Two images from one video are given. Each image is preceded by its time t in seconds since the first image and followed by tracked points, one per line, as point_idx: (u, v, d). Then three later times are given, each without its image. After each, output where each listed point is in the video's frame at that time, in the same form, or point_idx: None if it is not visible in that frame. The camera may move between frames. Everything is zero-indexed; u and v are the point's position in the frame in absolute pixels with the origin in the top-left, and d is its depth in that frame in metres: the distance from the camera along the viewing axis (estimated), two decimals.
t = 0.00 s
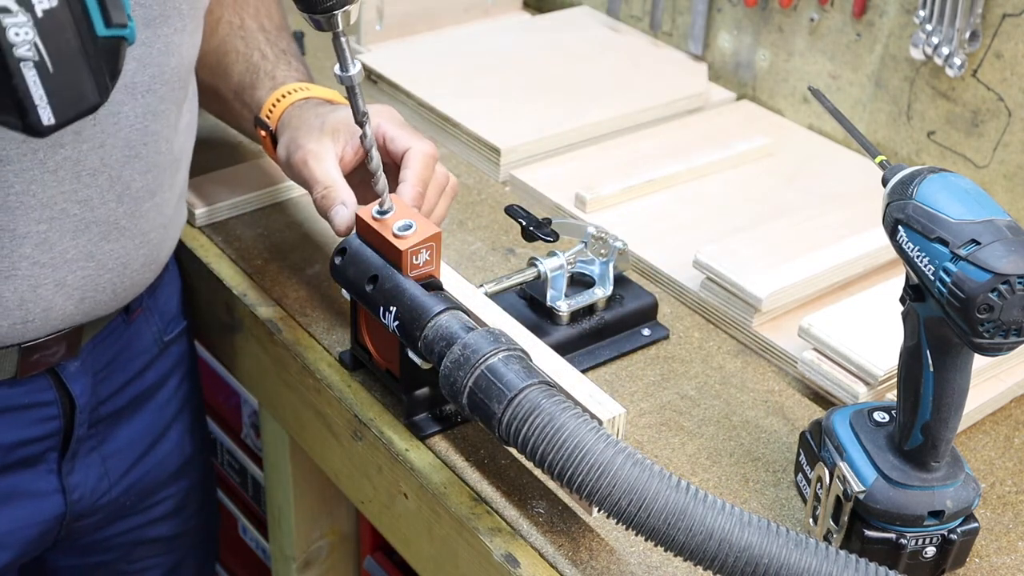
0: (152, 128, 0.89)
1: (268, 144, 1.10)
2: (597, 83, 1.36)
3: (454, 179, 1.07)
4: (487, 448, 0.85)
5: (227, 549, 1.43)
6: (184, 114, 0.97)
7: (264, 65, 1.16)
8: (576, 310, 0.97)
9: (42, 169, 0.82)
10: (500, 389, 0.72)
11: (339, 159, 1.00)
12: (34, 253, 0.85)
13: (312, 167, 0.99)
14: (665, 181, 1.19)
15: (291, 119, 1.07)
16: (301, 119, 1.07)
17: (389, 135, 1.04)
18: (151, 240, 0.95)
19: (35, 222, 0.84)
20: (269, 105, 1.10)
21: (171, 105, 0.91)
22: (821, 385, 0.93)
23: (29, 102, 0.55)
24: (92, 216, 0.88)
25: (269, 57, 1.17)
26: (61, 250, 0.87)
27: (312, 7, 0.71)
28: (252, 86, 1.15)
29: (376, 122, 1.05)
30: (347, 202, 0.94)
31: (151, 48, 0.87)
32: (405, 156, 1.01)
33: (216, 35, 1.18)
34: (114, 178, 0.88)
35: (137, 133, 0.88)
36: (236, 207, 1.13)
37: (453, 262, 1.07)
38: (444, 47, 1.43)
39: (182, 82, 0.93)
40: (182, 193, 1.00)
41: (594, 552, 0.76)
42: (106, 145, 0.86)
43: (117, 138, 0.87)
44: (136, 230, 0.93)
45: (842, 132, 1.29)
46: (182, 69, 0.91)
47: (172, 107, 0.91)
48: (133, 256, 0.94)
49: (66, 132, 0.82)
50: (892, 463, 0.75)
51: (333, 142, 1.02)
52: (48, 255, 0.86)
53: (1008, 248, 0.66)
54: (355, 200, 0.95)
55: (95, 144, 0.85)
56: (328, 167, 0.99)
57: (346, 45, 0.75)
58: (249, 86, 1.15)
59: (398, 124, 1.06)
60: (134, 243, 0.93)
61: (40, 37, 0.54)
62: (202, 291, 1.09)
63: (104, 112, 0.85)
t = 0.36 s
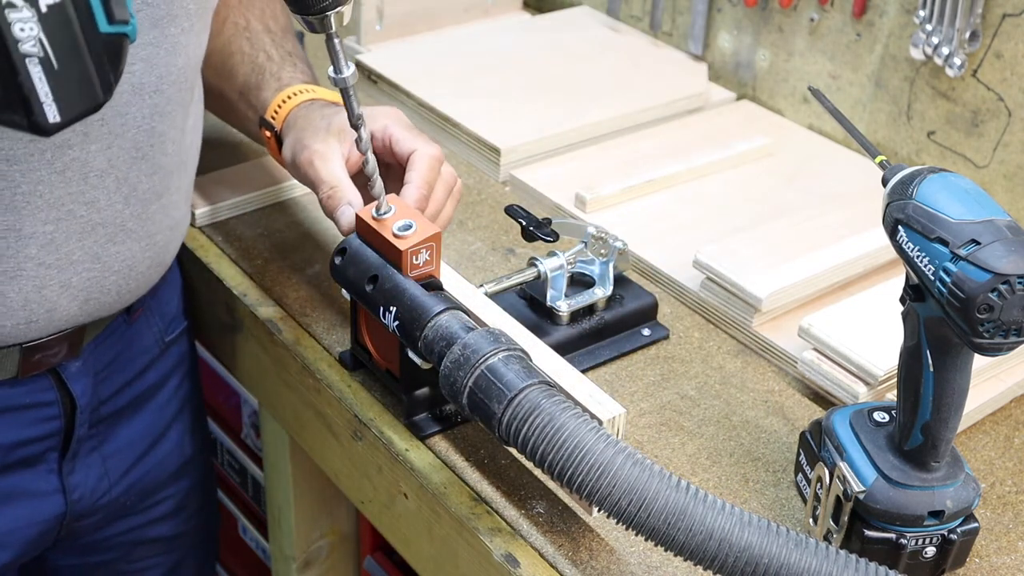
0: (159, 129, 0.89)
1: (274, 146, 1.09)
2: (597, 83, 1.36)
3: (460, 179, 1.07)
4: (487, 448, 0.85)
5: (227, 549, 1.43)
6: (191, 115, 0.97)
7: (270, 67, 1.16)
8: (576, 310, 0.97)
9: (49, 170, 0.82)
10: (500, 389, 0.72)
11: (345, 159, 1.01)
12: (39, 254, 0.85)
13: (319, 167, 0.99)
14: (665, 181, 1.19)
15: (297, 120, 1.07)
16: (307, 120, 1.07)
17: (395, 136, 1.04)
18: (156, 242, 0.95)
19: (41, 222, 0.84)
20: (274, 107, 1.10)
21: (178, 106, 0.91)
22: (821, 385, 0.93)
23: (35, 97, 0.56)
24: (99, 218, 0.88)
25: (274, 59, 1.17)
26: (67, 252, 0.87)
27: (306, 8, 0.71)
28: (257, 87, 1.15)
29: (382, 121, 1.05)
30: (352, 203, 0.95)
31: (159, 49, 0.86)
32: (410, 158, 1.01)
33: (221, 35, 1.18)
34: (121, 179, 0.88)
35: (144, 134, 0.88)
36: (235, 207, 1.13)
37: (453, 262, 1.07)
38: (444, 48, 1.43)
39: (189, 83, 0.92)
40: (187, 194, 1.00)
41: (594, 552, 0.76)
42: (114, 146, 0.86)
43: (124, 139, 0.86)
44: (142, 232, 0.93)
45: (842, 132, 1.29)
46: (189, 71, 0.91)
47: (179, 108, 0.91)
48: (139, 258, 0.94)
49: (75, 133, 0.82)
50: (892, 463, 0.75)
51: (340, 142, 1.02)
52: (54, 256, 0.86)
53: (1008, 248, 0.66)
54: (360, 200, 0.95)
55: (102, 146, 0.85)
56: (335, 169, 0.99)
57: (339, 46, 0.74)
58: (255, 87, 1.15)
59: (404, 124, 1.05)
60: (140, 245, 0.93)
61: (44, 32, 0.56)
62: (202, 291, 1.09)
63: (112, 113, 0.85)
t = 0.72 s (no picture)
0: (156, 136, 0.89)
1: (278, 142, 1.09)
2: (597, 83, 1.36)
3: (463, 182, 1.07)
4: (487, 448, 0.85)
5: (227, 550, 1.43)
6: (192, 122, 0.97)
7: (278, 62, 1.16)
8: (576, 310, 0.97)
9: (43, 176, 0.82)
10: (500, 389, 0.72)
11: (351, 157, 1.01)
12: (33, 259, 0.85)
13: (324, 163, 0.99)
14: (665, 181, 1.20)
15: (304, 117, 1.07)
16: (316, 116, 1.06)
17: (401, 138, 1.04)
18: (154, 248, 0.95)
19: (35, 228, 0.84)
20: (283, 102, 1.10)
21: (176, 113, 0.91)
22: (821, 385, 0.93)
23: (16, 109, 0.67)
24: (94, 224, 0.87)
25: (283, 55, 1.17)
26: (61, 257, 0.87)
27: (319, 23, 0.70)
28: (265, 83, 1.15)
29: (390, 122, 1.05)
30: (355, 201, 0.95)
31: (155, 55, 0.86)
32: (414, 160, 1.01)
33: (229, 29, 1.18)
34: (117, 186, 0.88)
35: (141, 141, 0.88)
36: (235, 207, 1.13)
37: (453, 262, 1.07)
38: (444, 48, 1.43)
39: (188, 90, 0.92)
40: (186, 202, 1.00)
41: (594, 552, 0.76)
42: (110, 153, 0.86)
43: (121, 146, 0.86)
44: (139, 238, 0.93)
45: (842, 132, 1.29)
46: (187, 78, 0.91)
47: (177, 115, 0.91)
48: (136, 263, 0.94)
49: (70, 140, 0.82)
50: (892, 463, 0.75)
51: (347, 140, 1.02)
52: (48, 262, 0.86)
53: (1008, 248, 0.66)
54: (363, 198, 0.96)
55: (98, 153, 0.85)
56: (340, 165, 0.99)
57: (352, 61, 0.74)
58: (262, 82, 1.15)
59: (411, 126, 1.05)
60: (137, 251, 0.93)
61: (27, 48, 0.66)
62: (202, 291, 1.09)
63: (108, 121, 0.85)
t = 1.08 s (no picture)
0: (143, 137, 0.89)
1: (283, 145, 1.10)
2: (597, 83, 1.36)
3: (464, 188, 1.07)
4: (487, 448, 0.85)
5: (227, 551, 1.43)
6: (181, 121, 0.97)
7: (284, 63, 1.16)
8: (576, 310, 0.97)
9: (26, 179, 0.82)
10: (500, 389, 0.72)
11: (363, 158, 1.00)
12: (20, 262, 0.85)
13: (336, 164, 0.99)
14: (666, 181, 1.20)
15: (311, 121, 1.07)
16: (323, 120, 1.07)
17: (405, 138, 1.04)
18: (144, 247, 0.95)
19: (20, 231, 0.84)
20: (289, 106, 1.09)
21: (164, 113, 0.91)
22: (821, 385, 0.93)
23: None
24: (81, 226, 0.87)
25: (288, 55, 1.17)
26: (48, 259, 0.87)
27: (312, 22, 0.70)
28: (270, 83, 1.14)
29: (396, 123, 1.06)
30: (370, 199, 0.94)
31: (139, 56, 0.86)
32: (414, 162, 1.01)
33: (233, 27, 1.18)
34: (104, 187, 0.88)
35: (128, 142, 0.88)
36: (235, 207, 1.12)
37: (453, 262, 1.07)
38: (443, 48, 1.43)
39: (175, 89, 0.92)
40: (179, 196, 1.00)
41: (594, 553, 0.76)
42: (96, 154, 0.86)
43: (107, 148, 0.86)
44: (128, 237, 0.93)
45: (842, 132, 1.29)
46: (174, 78, 0.91)
47: (165, 116, 0.91)
48: (125, 263, 0.94)
49: (54, 143, 0.82)
50: (892, 463, 0.75)
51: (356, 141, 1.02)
52: (36, 264, 0.86)
53: (1008, 248, 0.66)
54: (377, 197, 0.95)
55: (83, 155, 0.85)
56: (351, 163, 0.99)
57: (348, 61, 0.74)
58: (268, 82, 1.14)
59: (416, 127, 1.06)
60: (126, 250, 0.93)
61: None
62: (202, 291, 1.09)
63: (93, 123, 0.84)
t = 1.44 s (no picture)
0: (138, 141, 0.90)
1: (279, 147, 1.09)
2: (597, 83, 1.36)
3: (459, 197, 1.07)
4: (487, 448, 0.85)
5: (225, 552, 1.43)
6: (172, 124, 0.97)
7: (277, 66, 1.16)
8: (576, 310, 0.97)
9: (23, 185, 0.82)
10: (500, 389, 0.72)
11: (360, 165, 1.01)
12: (19, 267, 0.85)
13: (331, 169, 0.99)
14: (666, 181, 1.20)
15: (309, 125, 1.07)
16: (321, 122, 1.07)
17: (407, 147, 1.04)
18: (139, 249, 0.95)
19: (18, 236, 0.84)
20: (285, 109, 1.10)
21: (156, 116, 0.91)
22: (821, 385, 0.93)
23: None
24: (78, 230, 0.88)
25: (280, 58, 1.17)
26: (46, 264, 0.87)
27: (326, 48, 0.73)
28: (265, 86, 1.14)
29: (396, 131, 1.06)
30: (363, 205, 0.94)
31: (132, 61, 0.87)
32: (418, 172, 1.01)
33: (224, 28, 1.17)
34: (100, 191, 0.88)
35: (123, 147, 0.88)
36: (235, 207, 1.13)
37: (452, 262, 1.07)
38: (443, 48, 1.43)
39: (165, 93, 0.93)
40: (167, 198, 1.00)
41: (594, 552, 0.76)
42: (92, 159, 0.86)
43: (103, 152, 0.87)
44: (123, 240, 0.93)
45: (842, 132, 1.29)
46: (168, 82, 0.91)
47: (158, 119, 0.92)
48: (121, 265, 0.94)
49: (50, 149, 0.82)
50: (892, 463, 0.75)
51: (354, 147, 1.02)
52: (34, 269, 0.86)
53: (1008, 248, 0.66)
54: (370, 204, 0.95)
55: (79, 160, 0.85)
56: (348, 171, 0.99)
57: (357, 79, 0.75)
58: (261, 87, 1.14)
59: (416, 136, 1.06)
60: (121, 253, 0.93)
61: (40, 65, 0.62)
62: (202, 291, 1.09)
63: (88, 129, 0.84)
